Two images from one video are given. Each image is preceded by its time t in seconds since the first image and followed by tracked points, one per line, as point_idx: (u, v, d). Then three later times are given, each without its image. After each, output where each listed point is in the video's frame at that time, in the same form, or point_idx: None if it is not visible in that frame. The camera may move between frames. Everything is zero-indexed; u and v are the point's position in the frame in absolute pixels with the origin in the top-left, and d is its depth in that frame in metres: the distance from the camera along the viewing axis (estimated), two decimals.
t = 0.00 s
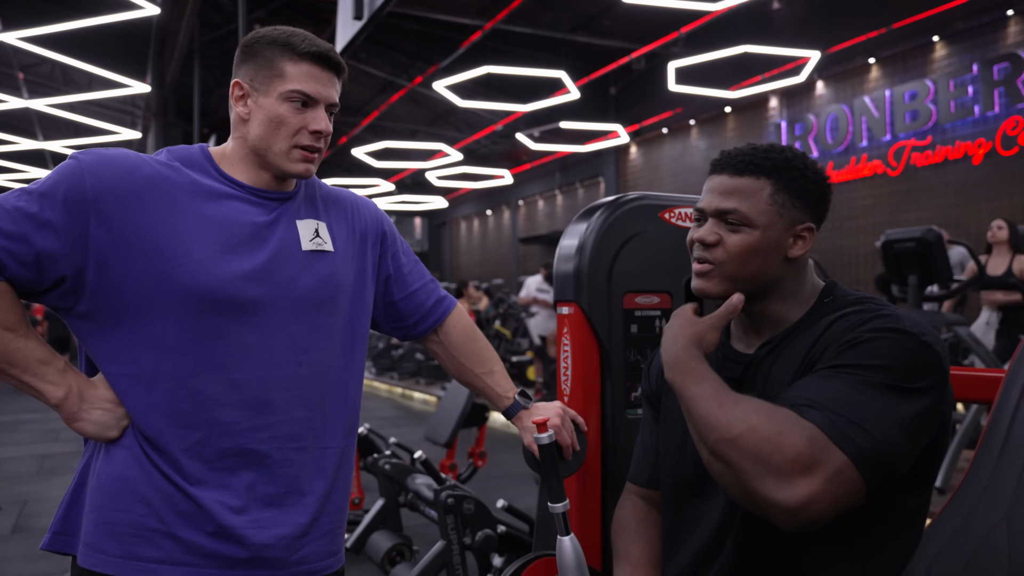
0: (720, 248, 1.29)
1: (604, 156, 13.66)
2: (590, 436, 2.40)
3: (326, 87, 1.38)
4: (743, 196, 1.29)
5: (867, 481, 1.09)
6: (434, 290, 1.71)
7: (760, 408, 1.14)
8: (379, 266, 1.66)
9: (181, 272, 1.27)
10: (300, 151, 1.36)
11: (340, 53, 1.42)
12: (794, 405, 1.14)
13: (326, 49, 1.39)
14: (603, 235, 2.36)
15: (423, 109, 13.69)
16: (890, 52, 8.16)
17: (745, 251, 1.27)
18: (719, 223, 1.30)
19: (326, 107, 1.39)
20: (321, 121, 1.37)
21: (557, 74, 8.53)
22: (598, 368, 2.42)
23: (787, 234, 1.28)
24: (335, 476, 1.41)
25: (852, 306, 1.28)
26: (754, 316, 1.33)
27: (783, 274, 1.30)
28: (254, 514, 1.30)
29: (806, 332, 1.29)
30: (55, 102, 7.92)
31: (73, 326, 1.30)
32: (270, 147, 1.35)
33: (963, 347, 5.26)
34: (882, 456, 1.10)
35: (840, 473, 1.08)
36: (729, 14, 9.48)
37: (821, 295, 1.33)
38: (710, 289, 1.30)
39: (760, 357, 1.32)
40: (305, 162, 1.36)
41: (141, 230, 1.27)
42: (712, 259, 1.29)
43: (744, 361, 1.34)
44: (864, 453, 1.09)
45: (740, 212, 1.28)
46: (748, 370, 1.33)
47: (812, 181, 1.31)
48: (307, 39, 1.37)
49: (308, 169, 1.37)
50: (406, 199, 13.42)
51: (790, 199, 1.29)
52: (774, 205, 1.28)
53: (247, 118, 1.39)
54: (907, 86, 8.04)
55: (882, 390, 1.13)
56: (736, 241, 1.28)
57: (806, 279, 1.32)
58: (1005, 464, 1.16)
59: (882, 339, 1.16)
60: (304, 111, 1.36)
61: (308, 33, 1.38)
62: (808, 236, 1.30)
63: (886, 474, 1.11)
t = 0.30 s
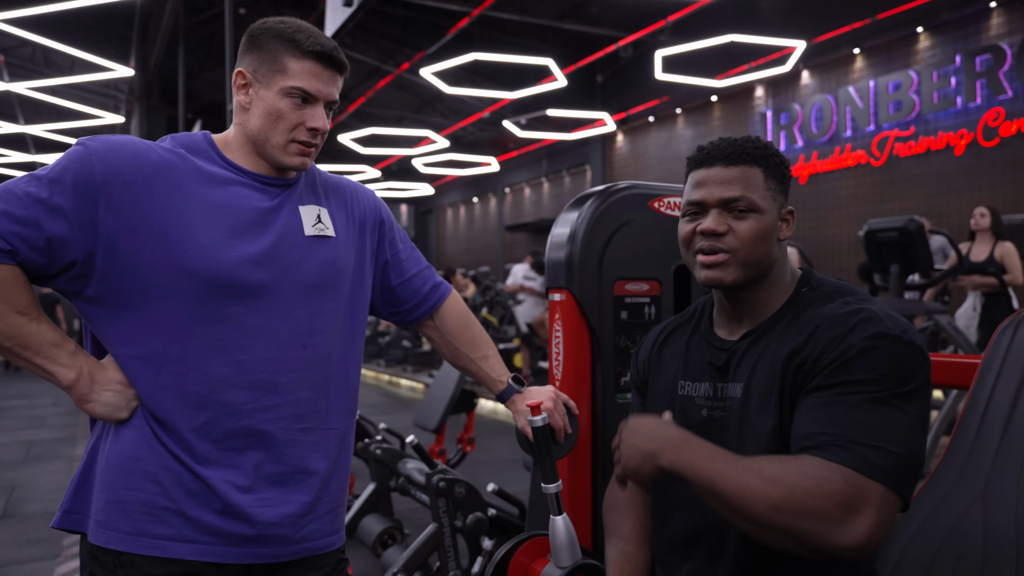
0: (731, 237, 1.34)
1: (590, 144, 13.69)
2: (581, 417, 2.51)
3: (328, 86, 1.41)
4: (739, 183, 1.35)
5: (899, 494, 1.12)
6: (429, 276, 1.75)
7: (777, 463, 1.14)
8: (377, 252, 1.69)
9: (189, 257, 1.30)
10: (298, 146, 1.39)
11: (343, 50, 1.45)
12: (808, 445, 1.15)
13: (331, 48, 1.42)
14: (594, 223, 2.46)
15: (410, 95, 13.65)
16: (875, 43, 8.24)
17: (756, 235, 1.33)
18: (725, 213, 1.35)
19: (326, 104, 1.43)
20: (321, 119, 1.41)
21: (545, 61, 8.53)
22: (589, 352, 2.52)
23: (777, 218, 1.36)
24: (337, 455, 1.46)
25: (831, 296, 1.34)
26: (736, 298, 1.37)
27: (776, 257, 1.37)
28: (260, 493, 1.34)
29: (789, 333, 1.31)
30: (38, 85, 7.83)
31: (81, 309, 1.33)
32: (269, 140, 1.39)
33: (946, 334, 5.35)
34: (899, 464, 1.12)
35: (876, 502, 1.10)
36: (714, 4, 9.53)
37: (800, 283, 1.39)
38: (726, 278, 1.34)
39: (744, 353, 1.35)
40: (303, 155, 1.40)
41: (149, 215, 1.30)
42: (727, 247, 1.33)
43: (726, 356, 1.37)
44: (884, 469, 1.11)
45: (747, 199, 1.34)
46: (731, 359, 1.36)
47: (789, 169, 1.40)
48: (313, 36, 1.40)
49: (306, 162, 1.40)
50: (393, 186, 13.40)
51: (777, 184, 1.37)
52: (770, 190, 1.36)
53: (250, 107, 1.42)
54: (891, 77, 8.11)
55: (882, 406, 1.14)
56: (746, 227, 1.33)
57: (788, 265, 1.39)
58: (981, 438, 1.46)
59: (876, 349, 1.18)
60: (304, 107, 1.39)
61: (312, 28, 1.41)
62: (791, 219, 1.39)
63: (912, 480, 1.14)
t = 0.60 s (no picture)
0: (715, 241, 1.41)
1: (587, 141, 13.70)
2: (583, 414, 2.54)
3: (339, 82, 1.44)
4: (728, 188, 1.42)
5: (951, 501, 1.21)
6: (436, 275, 1.78)
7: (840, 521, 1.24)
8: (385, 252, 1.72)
9: (205, 259, 1.33)
10: (313, 142, 1.42)
11: (353, 48, 1.47)
12: (869, 477, 1.22)
13: (341, 45, 1.45)
14: (595, 222, 2.50)
15: (407, 93, 13.67)
16: (871, 42, 8.27)
17: (741, 240, 1.40)
18: (711, 217, 1.42)
19: (339, 101, 1.45)
20: (333, 114, 1.43)
21: (543, 59, 8.54)
22: (591, 350, 2.55)
23: (767, 221, 1.43)
24: (347, 452, 1.49)
25: (826, 298, 1.39)
26: (728, 306, 1.45)
27: (764, 259, 1.43)
28: (273, 489, 1.37)
29: (787, 338, 1.36)
30: (35, 83, 7.81)
31: (96, 309, 1.35)
32: (284, 137, 1.41)
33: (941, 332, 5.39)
34: (935, 470, 1.21)
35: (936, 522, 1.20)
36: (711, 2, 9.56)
37: (791, 285, 1.44)
38: (709, 280, 1.42)
39: (743, 358, 1.41)
40: (317, 152, 1.42)
41: (166, 218, 1.33)
42: (711, 251, 1.41)
43: (721, 360, 1.43)
44: (932, 483, 1.21)
45: (732, 204, 1.41)
46: (728, 361, 1.42)
47: (780, 172, 1.46)
48: (322, 34, 1.43)
49: (321, 159, 1.43)
50: (390, 183, 13.42)
51: (766, 188, 1.43)
52: (759, 194, 1.42)
53: (262, 108, 1.44)
54: (887, 75, 8.15)
55: (909, 421, 1.22)
56: (730, 232, 1.40)
57: (778, 266, 1.45)
58: (976, 431, 1.61)
59: (887, 365, 1.24)
60: (317, 104, 1.42)
61: (322, 28, 1.44)
62: (782, 222, 1.44)
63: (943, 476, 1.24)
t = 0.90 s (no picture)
0: (710, 237, 1.42)
1: (581, 143, 13.74)
2: (578, 414, 2.56)
3: (342, 85, 1.45)
4: (720, 185, 1.44)
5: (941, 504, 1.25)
6: (433, 277, 1.79)
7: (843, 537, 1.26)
8: (383, 255, 1.73)
9: (205, 265, 1.34)
10: (318, 144, 1.43)
11: (355, 52, 1.49)
12: (854, 496, 1.26)
13: (343, 48, 1.46)
14: (591, 225, 2.51)
15: (402, 94, 13.68)
16: (863, 45, 8.32)
17: (736, 236, 1.42)
18: (704, 214, 1.44)
19: (342, 104, 1.47)
20: (336, 117, 1.44)
21: (537, 60, 8.56)
22: (586, 352, 2.57)
23: (760, 220, 1.45)
24: (345, 454, 1.50)
25: (820, 300, 1.42)
26: (723, 307, 1.46)
27: (759, 257, 1.45)
28: (273, 488, 1.38)
29: (780, 341, 1.39)
30: (28, 82, 7.78)
31: (97, 312, 1.37)
32: (288, 140, 1.43)
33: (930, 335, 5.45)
34: (923, 473, 1.25)
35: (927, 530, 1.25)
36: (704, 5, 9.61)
37: (786, 286, 1.46)
38: (705, 276, 1.43)
39: (736, 359, 1.43)
40: (321, 154, 1.44)
41: (167, 224, 1.34)
42: (706, 248, 1.42)
43: (715, 360, 1.45)
44: (921, 486, 1.25)
45: (724, 201, 1.43)
46: (722, 361, 1.44)
47: (773, 170, 1.48)
48: (325, 37, 1.45)
49: (324, 160, 1.44)
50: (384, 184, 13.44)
51: (759, 186, 1.46)
52: (751, 192, 1.44)
53: (265, 111, 1.46)
54: (879, 78, 8.21)
55: (901, 426, 1.26)
56: (725, 228, 1.42)
57: (773, 266, 1.47)
58: (965, 433, 1.63)
59: (878, 369, 1.27)
60: (321, 106, 1.43)
61: (325, 32, 1.46)
62: (775, 220, 1.47)
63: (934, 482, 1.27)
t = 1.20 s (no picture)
0: (695, 239, 1.44)
1: (575, 150, 13.78)
2: (570, 421, 2.56)
3: (331, 91, 1.46)
4: (710, 187, 1.45)
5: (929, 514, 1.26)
6: (424, 283, 1.79)
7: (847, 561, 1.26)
8: (374, 260, 1.74)
9: (192, 269, 1.35)
10: (307, 151, 1.43)
11: (345, 58, 1.49)
12: (843, 512, 1.27)
13: (332, 54, 1.46)
14: (584, 230, 2.52)
15: (396, 101, 13.70)
16: (854, 53, 8.37)
17: (721, 239, 1.43)
18: (691, 215, 1.45)
19: (331, 109, 1.47)
20: (325, 123, 1.44)
21: (532, 67, 8.57)
22: (578, 358, 2.57)
23: (751, 224, 1.45)
24: (333, 459, 1.53)
25: (808, 304, 1.42)
26: (714, 310, 1.48)
27: (750, 261, 1.46)
28: (259, 493, 1.40)
29: (768, 346, 1.39)
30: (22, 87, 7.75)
31: (84, 316, 1.38)
32: (277, 146, 1.43)
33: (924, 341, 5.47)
34: (910, 482, 1.26)
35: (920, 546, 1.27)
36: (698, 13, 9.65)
37: (778, 290, 1.47)
38: (689, 277, 1.45)
39: (725, 365, 1.43)
40: (310, 160, 1.44)
41: (153, 227, 1.35)
42: (691, 249, 1.44)
43: (704, 365, 1.46)
44: (909, 496, 1.26)
45: (711, 204, 1.44)
46: (712, 366, 1.45)
47: (768, 175, 1.48)
48: (314, 43, 1.45)
49: (313, 167, 1.44)
50: (377, 190, 13.44)
51: (751, 190, 1.46)
52: (740, 195, 1.45)
53: (254, 117, 1.46)
54: (870, 87, 8.26)
55: (890, 434, 1.26)
56: (710, 230, 1.43)
57: (766, 271, 1.48)
58: (957, 439, 1.64)
59: (866, 375, 1.27)
60: (310, 112, 1.43)
61: (314, 38, 1.46)
62: (769, 225, 1.47)
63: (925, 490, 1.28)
